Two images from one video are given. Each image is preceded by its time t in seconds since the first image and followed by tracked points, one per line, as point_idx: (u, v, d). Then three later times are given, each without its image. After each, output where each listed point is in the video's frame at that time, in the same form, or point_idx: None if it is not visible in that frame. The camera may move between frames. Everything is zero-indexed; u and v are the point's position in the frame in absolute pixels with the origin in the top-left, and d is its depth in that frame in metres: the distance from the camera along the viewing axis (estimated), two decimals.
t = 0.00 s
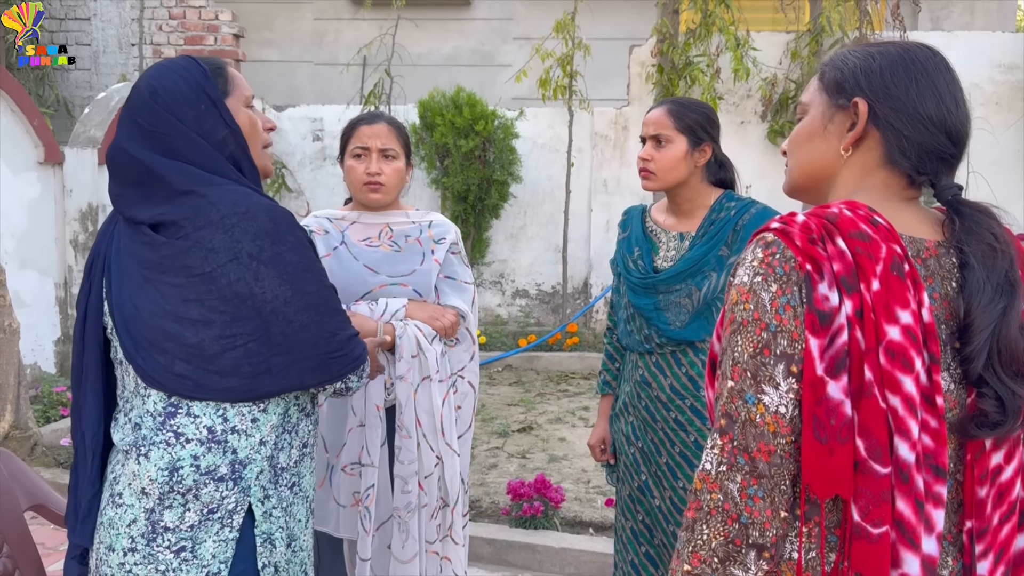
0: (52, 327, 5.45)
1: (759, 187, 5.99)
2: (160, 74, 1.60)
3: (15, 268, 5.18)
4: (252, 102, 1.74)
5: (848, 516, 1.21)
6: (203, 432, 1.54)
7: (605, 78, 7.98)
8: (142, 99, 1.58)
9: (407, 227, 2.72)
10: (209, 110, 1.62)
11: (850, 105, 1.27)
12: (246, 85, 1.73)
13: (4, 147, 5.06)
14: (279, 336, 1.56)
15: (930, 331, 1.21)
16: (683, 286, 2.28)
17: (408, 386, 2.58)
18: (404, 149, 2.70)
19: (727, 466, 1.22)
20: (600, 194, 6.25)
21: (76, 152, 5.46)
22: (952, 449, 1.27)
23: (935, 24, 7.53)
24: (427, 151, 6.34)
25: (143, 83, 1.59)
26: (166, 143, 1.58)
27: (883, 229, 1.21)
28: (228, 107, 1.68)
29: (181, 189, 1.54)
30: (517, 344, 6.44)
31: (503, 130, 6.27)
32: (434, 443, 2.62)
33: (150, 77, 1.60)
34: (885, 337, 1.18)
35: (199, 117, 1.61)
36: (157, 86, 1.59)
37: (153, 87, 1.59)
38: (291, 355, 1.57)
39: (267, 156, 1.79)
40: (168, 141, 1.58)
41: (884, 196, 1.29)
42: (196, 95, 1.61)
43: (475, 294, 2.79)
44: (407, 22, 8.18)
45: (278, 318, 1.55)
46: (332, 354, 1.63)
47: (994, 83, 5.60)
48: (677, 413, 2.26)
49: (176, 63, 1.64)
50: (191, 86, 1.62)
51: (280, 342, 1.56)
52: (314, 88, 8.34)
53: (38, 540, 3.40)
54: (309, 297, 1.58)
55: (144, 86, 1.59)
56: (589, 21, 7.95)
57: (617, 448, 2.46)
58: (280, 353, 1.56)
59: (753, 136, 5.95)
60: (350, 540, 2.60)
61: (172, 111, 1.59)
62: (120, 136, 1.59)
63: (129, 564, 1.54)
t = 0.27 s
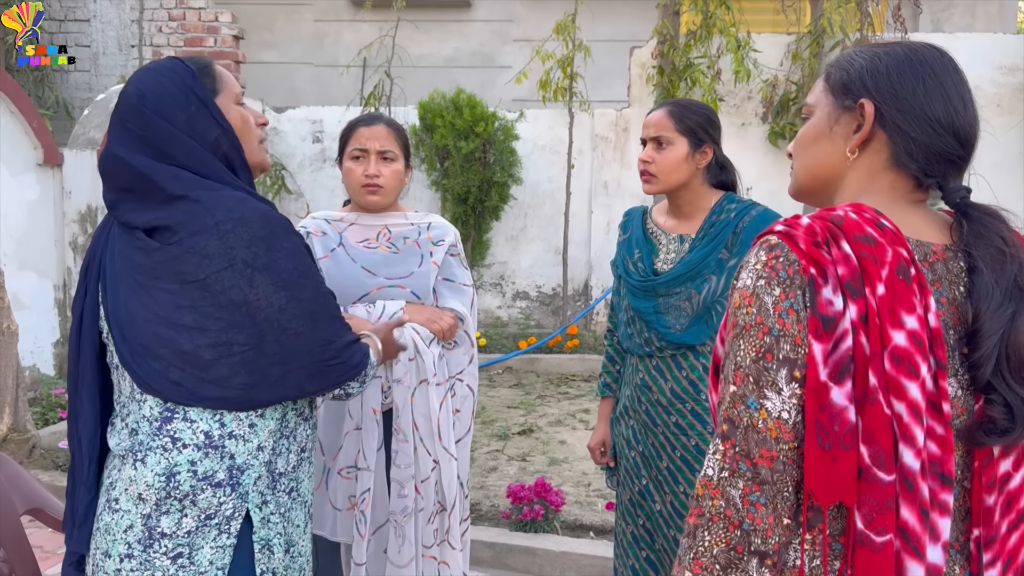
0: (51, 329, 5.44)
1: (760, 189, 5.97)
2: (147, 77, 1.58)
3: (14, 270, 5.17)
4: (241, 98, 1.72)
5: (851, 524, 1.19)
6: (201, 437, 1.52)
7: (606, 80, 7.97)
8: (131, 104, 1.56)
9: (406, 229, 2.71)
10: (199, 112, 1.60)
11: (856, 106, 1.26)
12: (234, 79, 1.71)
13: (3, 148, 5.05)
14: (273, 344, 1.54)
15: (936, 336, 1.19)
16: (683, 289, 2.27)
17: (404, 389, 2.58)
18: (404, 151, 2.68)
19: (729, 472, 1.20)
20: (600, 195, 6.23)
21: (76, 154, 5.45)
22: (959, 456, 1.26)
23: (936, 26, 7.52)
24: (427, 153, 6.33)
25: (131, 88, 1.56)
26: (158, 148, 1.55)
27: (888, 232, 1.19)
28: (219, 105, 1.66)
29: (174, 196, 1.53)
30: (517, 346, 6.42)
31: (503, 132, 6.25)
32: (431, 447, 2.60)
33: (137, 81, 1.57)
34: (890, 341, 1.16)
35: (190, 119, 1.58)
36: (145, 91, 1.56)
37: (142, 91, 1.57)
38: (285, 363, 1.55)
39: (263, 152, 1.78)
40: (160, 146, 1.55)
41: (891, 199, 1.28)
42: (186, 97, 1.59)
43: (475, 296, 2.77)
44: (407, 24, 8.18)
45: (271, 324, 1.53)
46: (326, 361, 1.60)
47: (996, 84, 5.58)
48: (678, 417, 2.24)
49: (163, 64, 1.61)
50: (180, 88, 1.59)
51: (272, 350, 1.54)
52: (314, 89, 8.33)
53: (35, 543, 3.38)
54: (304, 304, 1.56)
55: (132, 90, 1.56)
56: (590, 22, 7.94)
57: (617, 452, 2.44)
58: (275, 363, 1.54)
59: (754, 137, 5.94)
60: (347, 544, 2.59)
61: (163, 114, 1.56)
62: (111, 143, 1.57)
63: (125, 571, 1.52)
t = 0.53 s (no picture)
0: (51, 331, 5.44)
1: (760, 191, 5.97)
2: (133, 87, 1.55)
3: (14, 272, 5.16)
4: (230, 94, 1.67)
5: (853, 529, 1.18)
6: (197, 438, 1.52)
7: (605, 82, 7.97)
8: (120, 116, 1.53)
9: (404, 231, 2.70)
10: (190, 118, 1.59)
11: (859, 108, 1.25)
12: (219, 76, 1.66)
13: (3, 150, 5.05)
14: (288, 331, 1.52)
15: (939, 340, 1.19)
16: (683, 292, 2.27)
17: (403, 392, 2.57)
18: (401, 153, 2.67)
19: (730, 476, 1.19)
20: (600, 198, 6.23)
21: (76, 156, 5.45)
22: (962, 461, 1.25)
23: (936, 28, 7.51)
24: (427, 155, 6.32)
25: (118, 99, 1.54)
26: (154, 159, 1.54)
27: (891, 235, 1.19)
28: (209, 106, 1.63)
29: (172, 200, 1.51)
30: (517, 348, 6.42)
31: (503, 134, 6.25)
32: (429, 450, 2.58)
33: (123, 91, 1.55)
34: (893, 346, 1.15)
35: (182, 127, 1.57)
36: (133, 101, 1.54)
37: (129, 102, 1.54)
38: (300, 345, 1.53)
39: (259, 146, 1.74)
40: (154, 157, 1.54)
41: (894, 201, 1.27)
42: (174, 104, 1.57)
43: (474, 299, 2.76)
44: (407, 25, 8.17)
45: (284, 313, 1.50)
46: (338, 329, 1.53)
47: (996, 87, 5.58)
48: (677, 420, 2.23)
49: (147, 70, 1.58)
50: (167, 96, 1.57)
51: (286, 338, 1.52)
52: (313, 91, 8.33)
53: (34, 546, 3.37)
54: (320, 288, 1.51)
55: (119, 102, 1.54)
56: (590, 24, 7.94)
57: (617, 455, 2.43)
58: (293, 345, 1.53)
59: (754, 140, 5.93)
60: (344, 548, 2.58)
61: (153, 124, 1.54)
62: (103, 157, 1.56)
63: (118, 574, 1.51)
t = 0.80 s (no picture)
0: (50, 333, 5.43)
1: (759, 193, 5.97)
2: (187, 81, 1.59)
3: (12, 274, 5.16)
4: (274, 123, 1.70)
5: (851, 533, 1.18)
6: (196, 443, 1.51)
7: (605, 84, 7.97)
8: (162, 102, 1.57)
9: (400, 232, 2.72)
10: (225, 124, 1.60)
11: (857, 111, 1.25)
12: (271, 104, 1.70)
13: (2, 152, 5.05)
14: (266, 359, 1.50)
15: (937, 344, 1.18)
16: (681, 295, 2.26)
17: (400, 395, 2.57)
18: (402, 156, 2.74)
19: (729, 480, 1.19)
20: (600, 200, 6.22)
21: (74, 158, 5.44)
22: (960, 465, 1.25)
23: (935, 30, 7.52)
24: (426, 157, 6.32)
25: (167, 87, 1.58)
26: (176, 148, 1.56)
27: (890, 239, 1.19)
28: (246, 124, 1.65)
29: (176, 199, 1.52)
30: (516, 351, 6.42)
31: (501, 136, 6.25)
32: (427, 452, 2.59)
33: (175, 82, 1.59)
34: (891, 350, 1.15)
35: (214, 129, 1.58)
36: (179, 92, 1.58)
37: (175, 92, 1.58)
38: (279, 377, 1.51)
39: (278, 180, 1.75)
40: (179, 147, 1.56)
41: (892, 205, 1.27)
42: (218, 108, 1.59)
43: (470, 300, 2.77)
44: (406, 28, 8.17)
45: (264, 336, 1.49)
46: (323, 370, 1.53)
47: (994, 89, 5.58)
48: (675, 423, 2.23)
49: (208, 72, 1.62)
50: (216, 99, 1.60)
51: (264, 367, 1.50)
52: (313, 93, 8.33)
53: (32, 549, 3.37)
54: (300, 313, 1.49)
55: (167, 89, 1.58)
56: (589, 26, 7.94)
57: (615, 458, 2.43)
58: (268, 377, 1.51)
59: (753, 142, 5.94)
60: (342, 551, 2.57)
61: (189, 118, 1.57)
62: (133, 134, 1.58)
63: None
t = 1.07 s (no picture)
0: (49, 335, 5.44)
1: (758, 195, 5.98)
2: (186, 86, 1.61)
3: (12, 276, 5.17)
4: (272, 120, 1.75)
5: (847, 531, 1.19)
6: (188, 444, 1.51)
7: (604, 86, 7.98)
8: (165, 111, 1.58)
9: (396, 235, 2.73)
10: (230, 128, 1.62)
11: (850, 116, 1.27)
12: (269, 103, 1.74)
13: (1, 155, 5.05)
14: (237, 380, 1.49)
15: (932, 345, 1.20)
16: (677, 297, 2.27)
17: (402, 396, 2.58)
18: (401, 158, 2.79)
19: (725, 479, 1.20)
20: (599, 203, 6.23)
21: (74, 161, 5.44)
22: (955, 464, 1.26)
23: (933, 33, 7.53)
24: (425, 159, 6.33)
25: (167, 95, 1.60)
26: (180, 155, 1.56)
27: (884, 240, 1.20)
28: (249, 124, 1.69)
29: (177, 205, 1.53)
30: (516, 352, 6.43)
31: (501, 138, 6.26)
32: (430, 451, 2.60)
33: (175, 88, 1.60)
34: (886, 350, 1.17)
35: (220, 134, 1.60)
36: (180, 99, 1.59)
37: (175, 99, 1.59)
38: (250, 401, 1.49)
39: (281, 174, 1.79)
40: (182, 154, 1.56)
41: (886, 207, 1.28)
42: (221, 112, 1.62)
43: (466, 300, 2.83)
44: (405, 30, 8.19)
45: (237, 354, 1.48)
46: (282, 403, 1.52)
47: (993, 91, 5.60)
48: (674, 424, 2.24)
49: (205, 77, 1.64)
50: (218, 103, 1.62)
51: (233, 386, 1.49)
52: (312, 96, 8.34)
53: (31, 550, 3.37)
54: (271, 336, 1.51)
55: (167, 97, 1.59)
56: (588, 29, 7.95)
57: (616, 459, 2.43)
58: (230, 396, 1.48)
59: (752, 144, 5.95)
60: (345, 554, 2.57)
61: (193, 124, 1.58)
62: (135, 145, 1.58)
63: None
